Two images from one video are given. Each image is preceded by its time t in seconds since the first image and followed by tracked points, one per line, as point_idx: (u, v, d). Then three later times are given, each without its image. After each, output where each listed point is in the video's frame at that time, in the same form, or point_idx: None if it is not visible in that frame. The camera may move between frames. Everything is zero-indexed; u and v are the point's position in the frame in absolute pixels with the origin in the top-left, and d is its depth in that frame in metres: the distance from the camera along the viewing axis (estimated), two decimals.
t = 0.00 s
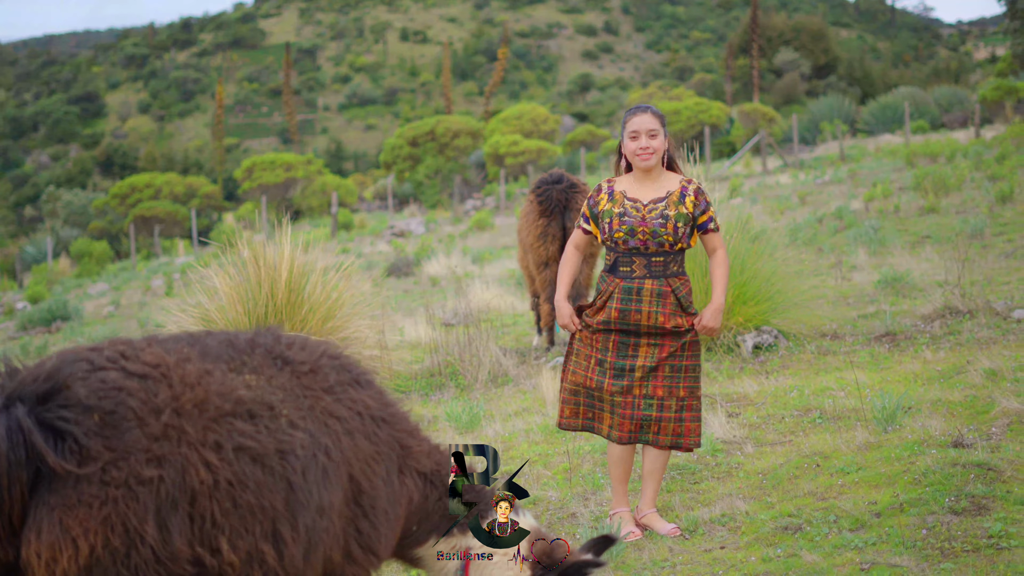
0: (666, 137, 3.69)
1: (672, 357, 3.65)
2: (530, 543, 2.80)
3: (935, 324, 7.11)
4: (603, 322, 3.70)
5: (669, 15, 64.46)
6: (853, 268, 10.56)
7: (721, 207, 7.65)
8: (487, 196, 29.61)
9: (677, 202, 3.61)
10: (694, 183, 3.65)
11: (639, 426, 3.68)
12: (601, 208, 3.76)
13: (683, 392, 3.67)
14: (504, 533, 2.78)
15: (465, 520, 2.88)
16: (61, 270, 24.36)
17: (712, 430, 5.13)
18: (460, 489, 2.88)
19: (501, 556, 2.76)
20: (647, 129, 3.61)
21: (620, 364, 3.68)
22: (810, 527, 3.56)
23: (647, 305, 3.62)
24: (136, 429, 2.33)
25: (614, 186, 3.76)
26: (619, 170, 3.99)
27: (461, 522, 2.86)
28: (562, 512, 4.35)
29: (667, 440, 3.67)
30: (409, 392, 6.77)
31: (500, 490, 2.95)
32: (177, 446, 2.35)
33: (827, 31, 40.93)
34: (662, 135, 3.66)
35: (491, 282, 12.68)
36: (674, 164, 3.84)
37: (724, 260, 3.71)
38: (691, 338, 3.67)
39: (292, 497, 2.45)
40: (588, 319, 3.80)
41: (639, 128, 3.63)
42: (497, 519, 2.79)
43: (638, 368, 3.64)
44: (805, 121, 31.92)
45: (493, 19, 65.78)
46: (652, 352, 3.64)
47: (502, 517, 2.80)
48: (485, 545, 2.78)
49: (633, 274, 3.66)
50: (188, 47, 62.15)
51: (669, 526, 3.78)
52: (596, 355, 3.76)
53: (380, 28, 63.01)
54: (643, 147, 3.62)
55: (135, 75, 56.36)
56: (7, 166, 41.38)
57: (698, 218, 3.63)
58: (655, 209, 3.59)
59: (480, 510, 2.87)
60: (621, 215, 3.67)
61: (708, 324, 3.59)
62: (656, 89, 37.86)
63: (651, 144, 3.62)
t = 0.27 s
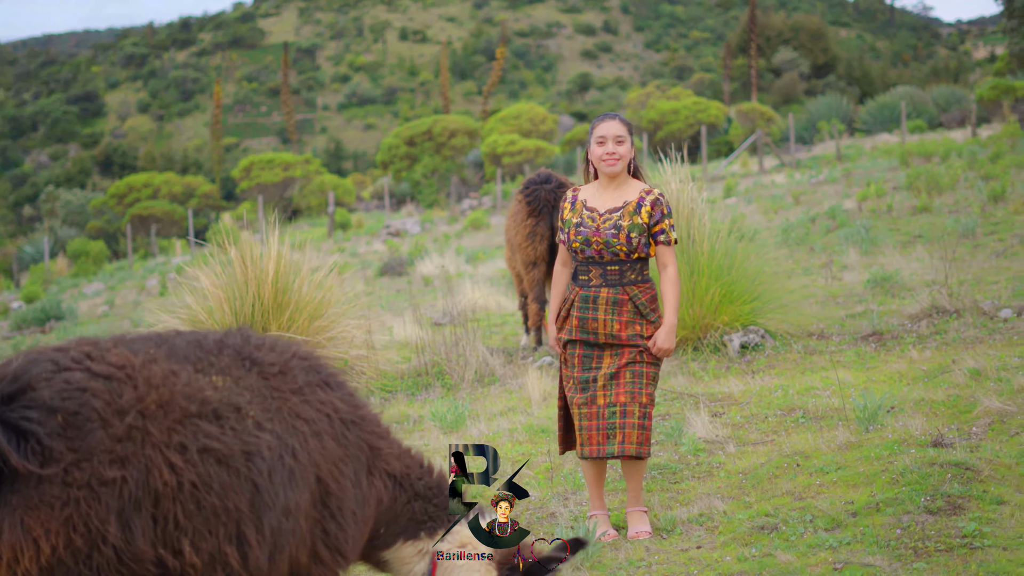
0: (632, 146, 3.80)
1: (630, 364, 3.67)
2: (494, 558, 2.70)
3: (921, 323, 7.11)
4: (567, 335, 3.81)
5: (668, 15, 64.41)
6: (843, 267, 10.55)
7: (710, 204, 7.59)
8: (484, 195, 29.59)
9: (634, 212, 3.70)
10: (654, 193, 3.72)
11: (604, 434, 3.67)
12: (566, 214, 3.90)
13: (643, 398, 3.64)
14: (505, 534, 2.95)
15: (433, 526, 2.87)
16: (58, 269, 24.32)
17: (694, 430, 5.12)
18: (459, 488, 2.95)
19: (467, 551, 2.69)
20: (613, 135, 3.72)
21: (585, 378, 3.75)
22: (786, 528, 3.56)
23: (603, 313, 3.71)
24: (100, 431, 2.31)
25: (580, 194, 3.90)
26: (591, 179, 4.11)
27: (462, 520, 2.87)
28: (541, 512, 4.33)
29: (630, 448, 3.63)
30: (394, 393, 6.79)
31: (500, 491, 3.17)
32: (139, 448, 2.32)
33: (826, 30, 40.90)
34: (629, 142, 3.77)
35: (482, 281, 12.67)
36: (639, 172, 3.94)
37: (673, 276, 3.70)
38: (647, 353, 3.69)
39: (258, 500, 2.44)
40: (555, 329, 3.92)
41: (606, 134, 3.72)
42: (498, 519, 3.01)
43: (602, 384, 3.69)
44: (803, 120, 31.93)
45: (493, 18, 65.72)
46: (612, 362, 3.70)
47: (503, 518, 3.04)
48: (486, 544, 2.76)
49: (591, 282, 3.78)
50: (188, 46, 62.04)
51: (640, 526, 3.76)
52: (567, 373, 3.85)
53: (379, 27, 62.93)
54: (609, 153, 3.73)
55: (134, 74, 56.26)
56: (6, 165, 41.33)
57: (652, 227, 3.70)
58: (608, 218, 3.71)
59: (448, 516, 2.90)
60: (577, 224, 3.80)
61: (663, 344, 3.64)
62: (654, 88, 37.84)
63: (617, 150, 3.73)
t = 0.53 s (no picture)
0: (605, 139, 3.80)
1: (609, 364, 3.71)
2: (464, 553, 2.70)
3: (909, 324, 7.11)
4: (545, 327, 3.80)
5: (669, 15, 64.35)
6: (835, 267, 10.52)
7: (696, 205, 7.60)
8: (482, 196, 29.55)
9: (611, 200, 3.69)
10: (630, 182, 3.72)
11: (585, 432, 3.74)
12: (541, 209, 3.89)
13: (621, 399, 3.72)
14: (504, 533, 3.15)
15: (405, 527, 2.84)
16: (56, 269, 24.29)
17: (677, 430, 5.10)
18: (459, 487, 3.14)
19: (437, 555, 2.71)
20: (585, 132, 3.72)
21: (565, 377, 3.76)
22: (762, 528, 3.55)
23: (582, 302, 3.70)
24: (61, 431, 2.29)
25: (555, 187, 3.90)
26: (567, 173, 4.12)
27: (460, 514, 2.93)
28: (524, 511, 4.31)
29: (610, 448, 3.71)
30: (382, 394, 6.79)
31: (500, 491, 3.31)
32: (104, 448, 2.32)
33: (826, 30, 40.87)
34: (601, 137, 3.78)
35: (474, 282, 12.66)
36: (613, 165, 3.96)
37: (656, 262, 3.72)
38: (627, 345, 3.73)
39: (224, 502, 2.43)
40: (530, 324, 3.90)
41: (578, 131, 3.73)
42: (498, 519, 3.18)
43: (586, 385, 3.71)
44: (801, 120, 31.92)
45: (493, 18, 65.65)
46: (591, 359, 3.72)
47: (504, 517, 3.19)
48: (486, 544, 2.92)
49: (569, 272, 3.78)
50: (188, 46, 62.00)
51: (619, 527, 3.76)
52: (542, 367, 3.85)
53: (379, 27, 62.86)
54: (582, 150, 3.74)
55: (134, 74, 56.19)
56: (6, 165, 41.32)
57: (630, 216, 3.71)
58: (587, 206, 3.71)
59: (422, 520, 2.87)
60: (555, 214, 3.80)
61: (640, 330, 3.62)
62: (653, 88, 37.82)
63: (590, 146, 3.74)
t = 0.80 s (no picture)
0: (589, 151, 3.82)
1: (601, 370, 3.78)
2: (435, 558, 2.65)
3: (895, 327, 7.11)
4: (534, 334, 3.81)
5: (666, 17, 64.39)
6: (824, 270, 10.51)
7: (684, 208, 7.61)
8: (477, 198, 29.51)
9: (601, 210, 3.76)
10: (615, 194, 3.82)
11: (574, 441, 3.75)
12: (526, 219, 3.87)
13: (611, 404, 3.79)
14: (503, 533, 3.33)
15: (376, 531, 2.81)
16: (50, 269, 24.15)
17: (660, 433, 5.10)
18: (459, 487, 3.26)
19: (409, 559, 2.67)
20: (570, 141, 3.74)
21: (553, 383, 3.78)
22: (739, 531, 3.56)
23: (575, 311, 3.76)
24: (30, 436, 2.28)
25: (538, 196, 3.88)
26: (547, 181, 4.12)
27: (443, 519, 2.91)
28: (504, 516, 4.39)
29: (598, 455, 3.78)
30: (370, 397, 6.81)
31: (501, 489, 3.39)
32: (73, 451, 2.32)
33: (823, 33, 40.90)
34: (586, 147, 3.79)
35: (463, 284, 12.65)
36: (593, 174, 3.99)
37: (638, 275, 3.89)
38: (617, 351, 3.83)
39: (192, 504, 2.43)
40: (518, 328, 3.90)
41: (563, 140, 3.75)
42: (498, 518, 3.33)
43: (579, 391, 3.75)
44: (797, 123, 31.95)
45: (490, 20, 65.62)
46: (581, 366, 3.77)
47: (504, 516, 3.33)
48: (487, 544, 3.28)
49: (559, 282, 3.80)
50: (185, 48, 61.86)
51: (601, 510, 3.96)
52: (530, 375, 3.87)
53: (377, 29, 62.80)
54: (567, 158, 3.76)
55: (132, 76, 56.04)
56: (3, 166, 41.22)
57: (619, 227, 3.81)
58: (578, 217, 3.73)
59: (396, 523, 2.83)
60: (545, 225, 3.78)
61: (634, 336, 3.77)
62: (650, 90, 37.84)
63: (574, 154, 3.75)
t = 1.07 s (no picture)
0: (582, 151, 3.87)
1: (611, 362, 3.84)
2: (419, 557, 2.71)
3: (885, 329, 7.13)
4: (545, 333, 3.76)
5: (666, 19, 64.39)
6: (817, 272, 10.51)
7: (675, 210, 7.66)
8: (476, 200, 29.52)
9: (599, 208, 3.84)
10: (609, 192, 3.91)
11: (580, 431, 3.80)
12: (525, 222, 3.84)
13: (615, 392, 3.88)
14: (503, 534, 3.48)
15: (357, 529, 2.83)
16: (50, 271, 24.17)
17: (647, 435, 5.13)
18: (458, 488, 3.47)
19: (393, 557, 2.72)
20: (565, 141, 3.78)
21: (565, 374, 3.76)
22: (720, 532, 3.58)
23: (588, 307, 3.76)
24: (7, 437, 2.30)
25: (534, 197, 3.85)
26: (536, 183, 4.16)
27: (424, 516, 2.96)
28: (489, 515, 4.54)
29: (603, 442, 3.88)
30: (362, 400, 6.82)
31: (500, 491, 3.52)
32: (49, 452, 2.33)
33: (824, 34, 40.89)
34: (580, 147, 3.84)
35: (459, 287, 12.65)
36: (584, 174, 4.03)
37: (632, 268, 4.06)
38: (623, 344, 3.88)
39: (168, 504, 2.45)
40: (527, 328, 3.83)
41: (558, 139, 3.79)
42: (498, 519, 3.46)
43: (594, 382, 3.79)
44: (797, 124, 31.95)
45: (491, 22, 65.65)
46: (593, 360, 3.80)
47: (504, 517, 3.46)
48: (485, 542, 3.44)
49: (570, 282, 3.77)
50: (186, 50, 61.86)
51: (586, 515, 3.96)
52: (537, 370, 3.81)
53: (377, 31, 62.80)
54: (560, 158, 3.79)
55: (133, 78, 56.03)
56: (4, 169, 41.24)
57: (615, 225, 3.90)
58: (582, 217, 3.77)
59: (377, 520, 2.87)
60: (550, 226, 3.77)
61: (637, 327, 3.84)
62: (649, 92, 37.86)
63: (568, 154, 3.79)
